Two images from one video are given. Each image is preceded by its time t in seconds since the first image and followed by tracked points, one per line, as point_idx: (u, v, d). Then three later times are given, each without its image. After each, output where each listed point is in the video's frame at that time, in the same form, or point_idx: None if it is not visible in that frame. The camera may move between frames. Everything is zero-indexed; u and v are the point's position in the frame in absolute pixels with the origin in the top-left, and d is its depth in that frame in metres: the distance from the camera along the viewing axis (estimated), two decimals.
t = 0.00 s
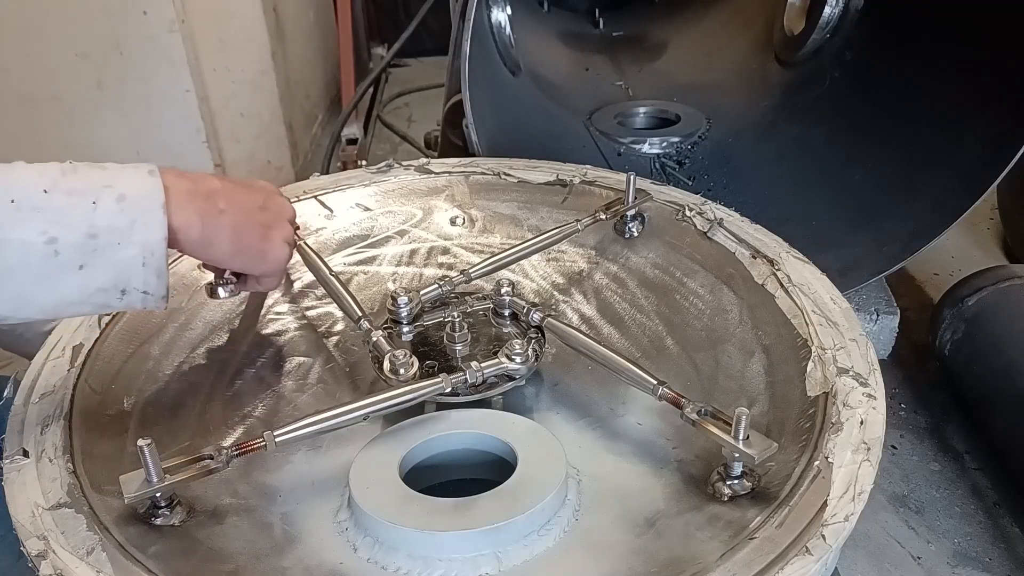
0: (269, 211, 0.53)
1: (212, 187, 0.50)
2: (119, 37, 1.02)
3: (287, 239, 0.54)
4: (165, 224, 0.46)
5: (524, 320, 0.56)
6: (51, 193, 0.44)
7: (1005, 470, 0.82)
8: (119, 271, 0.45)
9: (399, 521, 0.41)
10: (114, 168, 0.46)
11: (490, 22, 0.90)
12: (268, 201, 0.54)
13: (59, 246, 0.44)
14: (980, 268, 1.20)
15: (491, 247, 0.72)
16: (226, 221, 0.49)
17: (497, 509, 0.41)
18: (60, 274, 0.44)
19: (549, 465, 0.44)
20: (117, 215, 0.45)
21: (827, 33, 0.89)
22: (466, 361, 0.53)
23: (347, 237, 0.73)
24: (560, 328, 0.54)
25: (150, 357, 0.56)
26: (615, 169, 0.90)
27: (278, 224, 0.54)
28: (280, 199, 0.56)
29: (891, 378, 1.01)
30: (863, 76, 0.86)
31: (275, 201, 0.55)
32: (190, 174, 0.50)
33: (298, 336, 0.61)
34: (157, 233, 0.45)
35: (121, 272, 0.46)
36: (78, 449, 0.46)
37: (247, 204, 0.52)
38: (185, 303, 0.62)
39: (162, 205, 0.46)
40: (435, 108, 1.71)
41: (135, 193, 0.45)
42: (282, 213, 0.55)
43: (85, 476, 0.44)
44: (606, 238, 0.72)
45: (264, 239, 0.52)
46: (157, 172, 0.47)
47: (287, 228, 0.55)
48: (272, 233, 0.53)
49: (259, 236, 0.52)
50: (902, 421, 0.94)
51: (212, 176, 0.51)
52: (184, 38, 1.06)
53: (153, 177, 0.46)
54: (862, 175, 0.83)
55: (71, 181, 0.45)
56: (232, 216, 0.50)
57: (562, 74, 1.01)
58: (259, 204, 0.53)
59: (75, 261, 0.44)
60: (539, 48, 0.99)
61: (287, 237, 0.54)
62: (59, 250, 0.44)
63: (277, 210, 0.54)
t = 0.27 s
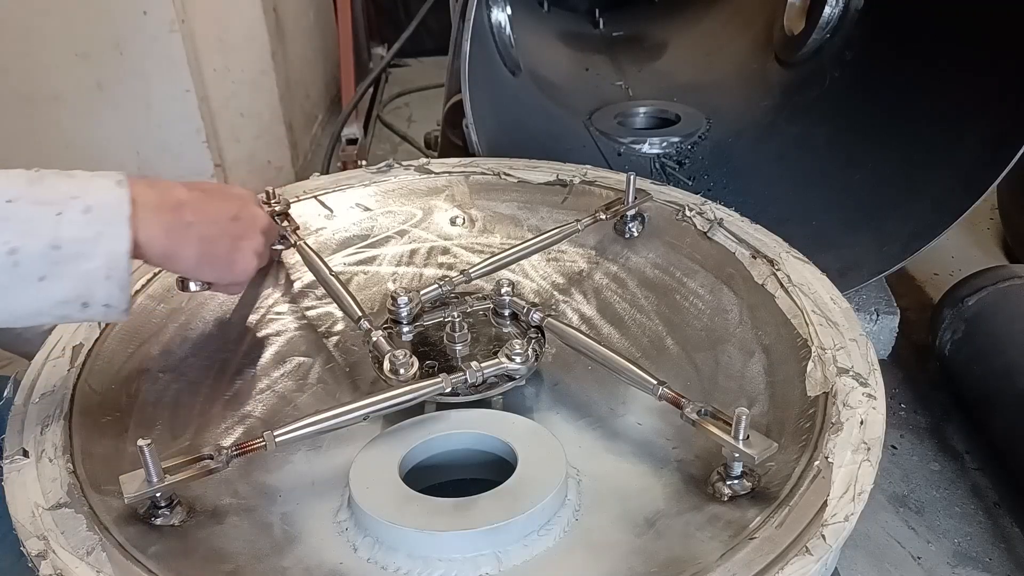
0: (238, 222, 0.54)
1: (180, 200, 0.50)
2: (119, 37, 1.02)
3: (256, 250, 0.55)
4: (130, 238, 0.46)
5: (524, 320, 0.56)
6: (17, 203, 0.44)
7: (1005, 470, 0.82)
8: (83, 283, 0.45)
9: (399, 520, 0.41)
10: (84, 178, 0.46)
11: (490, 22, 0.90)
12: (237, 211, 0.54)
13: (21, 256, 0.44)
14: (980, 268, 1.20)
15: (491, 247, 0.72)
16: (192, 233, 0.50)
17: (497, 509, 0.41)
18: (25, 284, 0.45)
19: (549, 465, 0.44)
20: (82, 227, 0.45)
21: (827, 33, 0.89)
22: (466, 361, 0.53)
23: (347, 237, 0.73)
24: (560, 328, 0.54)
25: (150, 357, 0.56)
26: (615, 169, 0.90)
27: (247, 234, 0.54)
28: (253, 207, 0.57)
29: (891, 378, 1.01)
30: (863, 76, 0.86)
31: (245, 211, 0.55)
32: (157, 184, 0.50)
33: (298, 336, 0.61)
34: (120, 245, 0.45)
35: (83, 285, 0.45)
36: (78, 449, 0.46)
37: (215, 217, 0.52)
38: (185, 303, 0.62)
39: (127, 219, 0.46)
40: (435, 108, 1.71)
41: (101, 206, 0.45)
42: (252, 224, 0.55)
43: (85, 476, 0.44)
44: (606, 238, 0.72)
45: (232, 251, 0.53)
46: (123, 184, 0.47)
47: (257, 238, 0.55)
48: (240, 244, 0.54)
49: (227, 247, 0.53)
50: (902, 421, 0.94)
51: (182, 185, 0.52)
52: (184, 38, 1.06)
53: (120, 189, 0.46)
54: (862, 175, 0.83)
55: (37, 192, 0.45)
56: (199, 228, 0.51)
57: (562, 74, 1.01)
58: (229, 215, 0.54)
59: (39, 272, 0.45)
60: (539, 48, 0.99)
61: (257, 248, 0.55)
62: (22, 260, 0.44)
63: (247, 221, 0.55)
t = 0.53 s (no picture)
0: (149, 230, 0.58)
1: (91, 218, 0.55)
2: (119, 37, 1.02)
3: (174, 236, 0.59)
4: (47, 242, 0.52)
5: (524, 320, 0.56)
6: None
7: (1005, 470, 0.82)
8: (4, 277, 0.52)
9: (399, 520, 0.41)
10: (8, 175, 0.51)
11: (490, 22, 0.90)
12: (152, 214, 0.58)
13: None
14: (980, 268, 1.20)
15: (491, 247, 0.72)
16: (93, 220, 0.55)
17: (497, 509, 0.41)
18: None
19: (549, 465, 0.44)
20: (8, 226, 0.51)
21: (828, 33, 0.89)
22: (466, 361, 0.53)
23: (347, 237, 0.73)
24: (560, 328, 0.54)
25: (150, 357, 0.56)
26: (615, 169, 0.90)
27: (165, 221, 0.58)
28: (181, 197, 0.60)
29: (891, 378, 1.01)
30: (863, 76, 0.86)
31: (169, 198, 0.59)
32: (80, 201, 0.55)
33: (298, 336, 0.61)
34: (36, 247, 0.52)
35: (5, 280, 0.52)
36: (78, 449, 0.46)
37: (113, 227, 0.56)
38: (185, 303, 0.62)
39: (46, 224, 0.52)
40: (435, 108, 1.71)
41: (27, 207, 0.51)
42: (175, 210, 0.59)
43: (86, 476, 0.44)
44: (606, 238, 0.72)
45: (145, 238, 0.58)
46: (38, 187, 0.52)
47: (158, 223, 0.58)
48: (155, 230, 0.58)
49: (127, 235, 0.57)
50: (902, 421, 0.94)
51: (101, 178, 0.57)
52: (184, 38, 1.05)
53: (37, 190, 0.52)
54: (862, 175, 0.83)
55: None
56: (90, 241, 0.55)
57: (562, 74, 1.01)
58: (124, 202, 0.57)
59: None
60: (539, 48, 0.99)
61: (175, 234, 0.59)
62: None
63: (167, 208, 0.58)
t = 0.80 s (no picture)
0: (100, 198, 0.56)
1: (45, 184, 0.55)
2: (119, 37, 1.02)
3: (136, 216, 0.57)
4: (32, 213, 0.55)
5: (524, 320, 0.56)
6: None
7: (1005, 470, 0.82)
8: None
9: (399, 520, 0.41)
10: None
11: (490, 22, 0.90)
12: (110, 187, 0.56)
13: None
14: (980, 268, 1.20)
15: (491, 247, 0.72)
16: (87, 193, 0.56)
17: (497, 509, 0.41)
18: None
19: (548, 465, 0.44)
20: None
21: (828, 33, 0.89)
22: (466, 361, 0.53)
23: (347, 237, 0.73)
24: (560, 328, 0.54)
25: (150, 357, 0.56)
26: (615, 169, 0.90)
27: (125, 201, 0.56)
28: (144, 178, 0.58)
29: (891, 378, 1.01)
30: (863, 76, 0.86)
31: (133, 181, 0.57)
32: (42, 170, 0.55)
33: (298, 336, 0.61)
34: None
35: None
36: (78, 449, 0.46)
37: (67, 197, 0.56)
38: (185, 303, 0.62)
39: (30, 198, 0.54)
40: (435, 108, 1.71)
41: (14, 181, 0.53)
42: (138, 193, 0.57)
43: (86, 476, 0.44)
44: (606, 238, 0.72)
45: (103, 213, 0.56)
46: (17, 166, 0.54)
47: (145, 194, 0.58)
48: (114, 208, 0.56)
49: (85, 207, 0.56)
50: (902, 421, 0.94)
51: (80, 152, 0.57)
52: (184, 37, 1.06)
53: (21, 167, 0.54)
54: (862, 175, 0.83)
55: None
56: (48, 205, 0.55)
57: (562, 74, 1.01)
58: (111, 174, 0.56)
59: None
60: (539, 48, 0.99)
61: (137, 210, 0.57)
62: None
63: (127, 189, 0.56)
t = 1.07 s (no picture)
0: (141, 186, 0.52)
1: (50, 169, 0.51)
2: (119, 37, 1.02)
3: (149, 207, 0.52)
4: None
5: (524, 320, 0.56)
6: None
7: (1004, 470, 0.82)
8: None
9: (398, 520, 0.41)
10: None
11: (490, 22, 0.90)
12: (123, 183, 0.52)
13: None
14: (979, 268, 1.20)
15: (491, 247, 0.72)
16: (55, 200, 0.50)
17: (496, 509, 0.41)
18: None
19: (548, 465, 0.44)
20: None
21: (827, 33, 0.89)
22: (466, 361, 0.53)
23: (347, 237, 0.73)
24: (560, 328, 0.54)
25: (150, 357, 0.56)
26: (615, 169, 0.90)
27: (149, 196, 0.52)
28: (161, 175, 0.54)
29: (891, 378, 1.01)
30: (863, 77, 0.86)
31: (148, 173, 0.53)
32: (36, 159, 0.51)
33: (298, 336, 0.61)
34: None
35: None
36: (78, 449, 0.46)
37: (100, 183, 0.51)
38: (185, 303, 0.62)
39: None
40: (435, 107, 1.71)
41: None
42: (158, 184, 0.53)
43: (86, 476, 0.44)
44: (606, 238, 0.72)
45: (113, 201, 0.51)
46: None
47: (148, 214, 0.52)
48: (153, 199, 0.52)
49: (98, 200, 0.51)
50: (902, 422, 0.94)
51: (86, 156, 0.53)
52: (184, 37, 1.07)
53: None
54: (862, 175, 0.83)
55: None
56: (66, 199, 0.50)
57: (562, 74, 1.01)
58: (122, 185, 0.52)
59: None
60: (539, 48, 0.99)
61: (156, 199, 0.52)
62: None
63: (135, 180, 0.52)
